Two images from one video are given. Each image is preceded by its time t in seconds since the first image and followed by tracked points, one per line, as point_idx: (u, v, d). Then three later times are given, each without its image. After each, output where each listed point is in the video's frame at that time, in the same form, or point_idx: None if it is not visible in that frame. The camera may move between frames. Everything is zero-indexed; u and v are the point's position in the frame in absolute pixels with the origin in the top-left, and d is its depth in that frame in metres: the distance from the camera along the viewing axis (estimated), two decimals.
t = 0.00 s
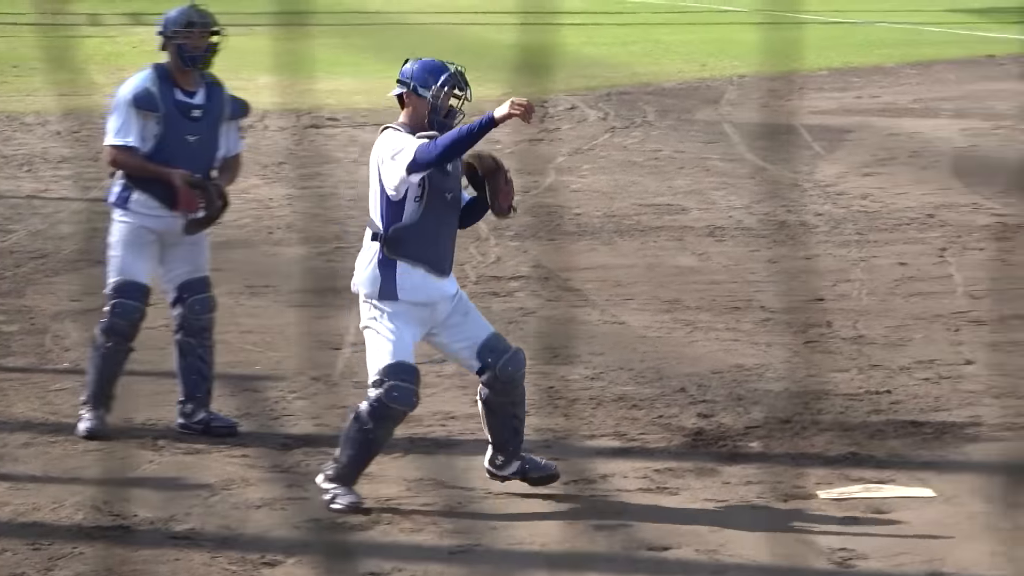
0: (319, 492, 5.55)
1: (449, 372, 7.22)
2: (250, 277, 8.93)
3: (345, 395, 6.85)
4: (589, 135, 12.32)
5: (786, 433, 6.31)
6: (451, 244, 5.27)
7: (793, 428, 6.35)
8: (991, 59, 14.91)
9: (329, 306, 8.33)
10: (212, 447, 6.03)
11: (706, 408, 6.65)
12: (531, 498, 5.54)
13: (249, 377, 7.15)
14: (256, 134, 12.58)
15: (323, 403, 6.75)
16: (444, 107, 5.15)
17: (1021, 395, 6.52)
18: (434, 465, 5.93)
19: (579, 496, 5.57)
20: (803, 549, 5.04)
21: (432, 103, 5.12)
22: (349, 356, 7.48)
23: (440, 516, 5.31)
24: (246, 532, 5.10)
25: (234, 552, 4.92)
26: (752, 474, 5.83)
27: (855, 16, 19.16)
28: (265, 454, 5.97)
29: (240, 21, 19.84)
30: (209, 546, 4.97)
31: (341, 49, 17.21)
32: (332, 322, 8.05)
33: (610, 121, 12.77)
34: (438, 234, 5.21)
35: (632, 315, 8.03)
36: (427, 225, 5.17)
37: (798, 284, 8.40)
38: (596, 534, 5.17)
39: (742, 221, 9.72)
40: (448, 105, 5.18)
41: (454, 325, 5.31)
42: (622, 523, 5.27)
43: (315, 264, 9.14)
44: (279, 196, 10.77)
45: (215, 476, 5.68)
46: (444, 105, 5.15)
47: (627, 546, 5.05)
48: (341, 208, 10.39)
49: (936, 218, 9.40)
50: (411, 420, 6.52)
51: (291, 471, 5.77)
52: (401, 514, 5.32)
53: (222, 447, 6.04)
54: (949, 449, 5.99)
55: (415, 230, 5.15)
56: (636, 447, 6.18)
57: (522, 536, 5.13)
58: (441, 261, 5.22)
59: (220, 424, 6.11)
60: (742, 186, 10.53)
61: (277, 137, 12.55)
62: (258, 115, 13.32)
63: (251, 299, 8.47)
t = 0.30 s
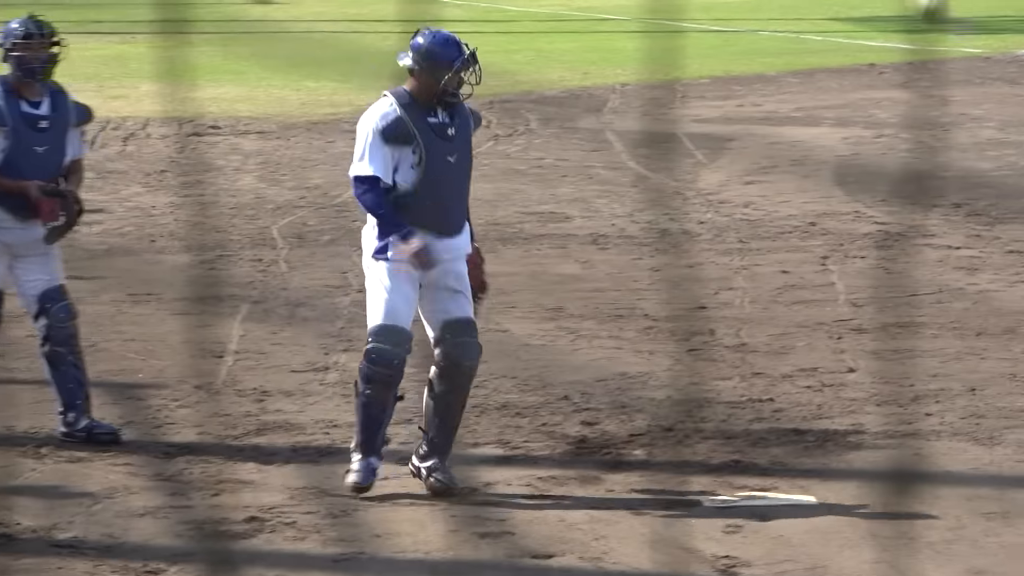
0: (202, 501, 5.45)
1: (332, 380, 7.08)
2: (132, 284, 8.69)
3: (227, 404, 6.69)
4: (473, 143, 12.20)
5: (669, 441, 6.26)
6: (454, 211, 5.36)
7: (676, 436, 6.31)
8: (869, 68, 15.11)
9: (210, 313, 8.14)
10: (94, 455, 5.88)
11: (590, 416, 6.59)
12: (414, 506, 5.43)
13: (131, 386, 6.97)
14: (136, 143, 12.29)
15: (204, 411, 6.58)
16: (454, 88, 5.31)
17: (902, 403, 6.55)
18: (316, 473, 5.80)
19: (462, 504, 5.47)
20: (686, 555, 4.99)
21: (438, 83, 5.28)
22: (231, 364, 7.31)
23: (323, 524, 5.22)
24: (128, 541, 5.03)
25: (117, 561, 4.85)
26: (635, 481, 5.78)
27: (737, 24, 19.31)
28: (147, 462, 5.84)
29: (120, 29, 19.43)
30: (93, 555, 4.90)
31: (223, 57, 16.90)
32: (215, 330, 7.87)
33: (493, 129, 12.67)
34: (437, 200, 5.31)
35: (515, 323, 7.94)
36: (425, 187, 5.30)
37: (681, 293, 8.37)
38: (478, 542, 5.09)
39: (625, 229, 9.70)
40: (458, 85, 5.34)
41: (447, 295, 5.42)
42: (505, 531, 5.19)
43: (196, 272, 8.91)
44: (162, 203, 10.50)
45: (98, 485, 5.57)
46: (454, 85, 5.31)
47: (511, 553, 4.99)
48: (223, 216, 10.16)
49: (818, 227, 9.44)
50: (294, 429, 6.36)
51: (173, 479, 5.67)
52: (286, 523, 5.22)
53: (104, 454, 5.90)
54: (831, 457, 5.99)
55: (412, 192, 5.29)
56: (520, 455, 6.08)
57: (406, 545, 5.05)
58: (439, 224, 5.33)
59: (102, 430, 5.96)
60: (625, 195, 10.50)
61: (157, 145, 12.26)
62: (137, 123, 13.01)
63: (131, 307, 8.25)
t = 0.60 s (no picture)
0: (113, 511, 5.50)
1: (243, 390, 7.01)
2: (42, 294, 8.49)
3: (137, 415, 6.67)
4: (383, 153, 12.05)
5: (580, 451, 6.22)
6: (438, 257, 5.57)
7: (587, 446, 6.28)
8: (779, 79, 15.25)
9: (119, 323, 7.99)
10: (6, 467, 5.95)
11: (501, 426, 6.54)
12: (326, 516, 5.47)
13: (42, 396, 6.89)
14: (44, 152, 12.03)
15: (115, 422, 6.57)
16: (444, 121, 5.52)
17: (814, 414, 6.58)
18: (227, 483, 5.84)
19: (373, 514, 5.48)
20: (598, 564, 4.96)
21: (420, 120, 5.51)
22: (142, 374, 7.22)
23: (235, 535, 5.27)
24: (39, 550, 5.07)
25: (29, 570, 4.89)
26: (547, 492, 5.74)
27: (648, 35, 19.39)
28: (57, 472, 5.91)
29: (27, 37, 19.06)
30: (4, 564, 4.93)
31: (131, 66, 16.60)
32: (125, 339, 7.73)
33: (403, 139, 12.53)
34: (417, 244, 5.53)
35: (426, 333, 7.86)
36: (399, 230, 5.53)
37: (592, 304, 8.35)
38: (389, 553, 5.09)
39: (536, 239, 9.65)
40: (450, 113, 5.54)
41: (457, 326, 5.70)
42: (416, 541, 5.20)
43: (106, 281, 8.73)
44: (71, 212, 10.28)
45: (8, 496, 5.61)
46: (442, 114, 5.52)
47: (423, 564, 4.98)
48: (132, 225, 9.96)
49: (728, 238, 9.47)
50: (206, 438, 6.38)
51: (86, 489, 5.73)
52: (197, 534, 5.28)
53: (16, 468, 5.95)
54: (743, 467, 5.98)
55: (389, 234, 5.54)
56: (431, 465, 6.05)
57: (318, 555, 5.08)
58: (423, 268, 5.56)
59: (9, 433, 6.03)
60: (536, 205, 10.46)
61: (65, 154, 12.00)
62: (45, 132, 12.74)
63: (40, 316, 8.09)
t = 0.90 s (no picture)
0: (61, 519, 5.48)
1: (190, 399, 6.96)
2: None
3: (84, 423, 6.64)
4: (330, 161, 11.97)
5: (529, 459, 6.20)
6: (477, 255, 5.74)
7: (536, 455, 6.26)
8: (726, 88, 15.33)
9: (65, 331, 7.90)
10: None
11: (451, 434, 6.51)
12: (274, 525, 5.44)
13: None
14: None
15: (62, 430, 6.54)
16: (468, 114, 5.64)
17: (762, 422, 6.59)
18: (175, 491, 5.81)
19: (322, 522, 5.46)
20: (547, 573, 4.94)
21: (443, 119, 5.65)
22: (89, 383, 7.15)
23: (183, 543, 5.25)
24: None
25: None
26: (495, 500, 5.71)
27: (596, 43, 19.43)
28: (4, 481, 5.89)
29: None
30: None
31: (77, 73, 16.42)
32: (73, 348, 7.64)
33: (350, 148, 12.45)
34: (454, 241, 5.73)
35: (374, 341, 7.81)
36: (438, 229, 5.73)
37: (540, 312, 8.33)
38: (338, 561, 5.06)
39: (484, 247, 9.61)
40: (466, 103, 5.63)
41: (497, 315, 5.84)
42: (365, 549, 5.18)
43: (53, 289, 8.62)
44: (17, 220, 10.15)
45: None
46: (457, 106, 5.63)
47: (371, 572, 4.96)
48: (78, 233, 9.84)
49: (676, 246, 9.49)
50: (154, 447, 6.35)
51: (34, 499, 5.71)
52: (145, 542, 5.26)
53: None
54: (693, 475, 5.98)
55: (429, 232, 5.74)
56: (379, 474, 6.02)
57: (267, 563, 5.06)
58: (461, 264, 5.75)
59: None
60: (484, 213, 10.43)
61: (10, 162, 11.85)
62: None
63: None
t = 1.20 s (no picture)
0: (37, 528, 5.45)
1: (167, 407, 6.93)
2: None
3: (60, 431, 6.60)
4: (306, 170, 11.93)
5: (505, 468, 6.18)
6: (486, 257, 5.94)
7: (512, 463, 6.24)
8: (703, 96, 15.36)
9: (41, 339, 7.85)
10: None
11: (427, 442, 6.49)
12: (250, 533, 5.42)
13: None
14: None
15: (38, 438, 6.51)
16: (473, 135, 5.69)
17: (738, 430, 6.60)
18: (152, 500, 5.78)
19: (298, 531, 5.44)
20: None
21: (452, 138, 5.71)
22: (65, 391, 7.11)
23: (159, 551, 5.22)
24: None
25: None
26: (471, 508, 5.69)
27: (572, 52, 19.47)
28: None
29: None
30: None
31: (53, 82, 16.34)
32: (49, 356, 7.60)
33: (327, 156, 12.42)
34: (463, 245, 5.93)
35: (350, 349, 7.78)
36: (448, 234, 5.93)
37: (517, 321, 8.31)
38: (314, 570, 5.04)
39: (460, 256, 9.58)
40: (473, 124, 5.66)
41: (516, 314, 5.98)
42: (341, 558, 5.16)
43: (29, 297, 8.56)
44: None
45: None
46: (464, 126, 5.66)
47: None
48: (54, 242, 9.79)
49: (652, 255, 9.49)
50: (130, 455, 6.32)
51: (9, 507, 5.67)
52: (122, 550, 5.23)
53: None
54: (670, 484, 5.97)
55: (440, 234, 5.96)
56: (355, 482, 6.00)
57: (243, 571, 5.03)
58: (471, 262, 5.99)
59: None
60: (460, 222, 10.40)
61: None
62: None
63: None
